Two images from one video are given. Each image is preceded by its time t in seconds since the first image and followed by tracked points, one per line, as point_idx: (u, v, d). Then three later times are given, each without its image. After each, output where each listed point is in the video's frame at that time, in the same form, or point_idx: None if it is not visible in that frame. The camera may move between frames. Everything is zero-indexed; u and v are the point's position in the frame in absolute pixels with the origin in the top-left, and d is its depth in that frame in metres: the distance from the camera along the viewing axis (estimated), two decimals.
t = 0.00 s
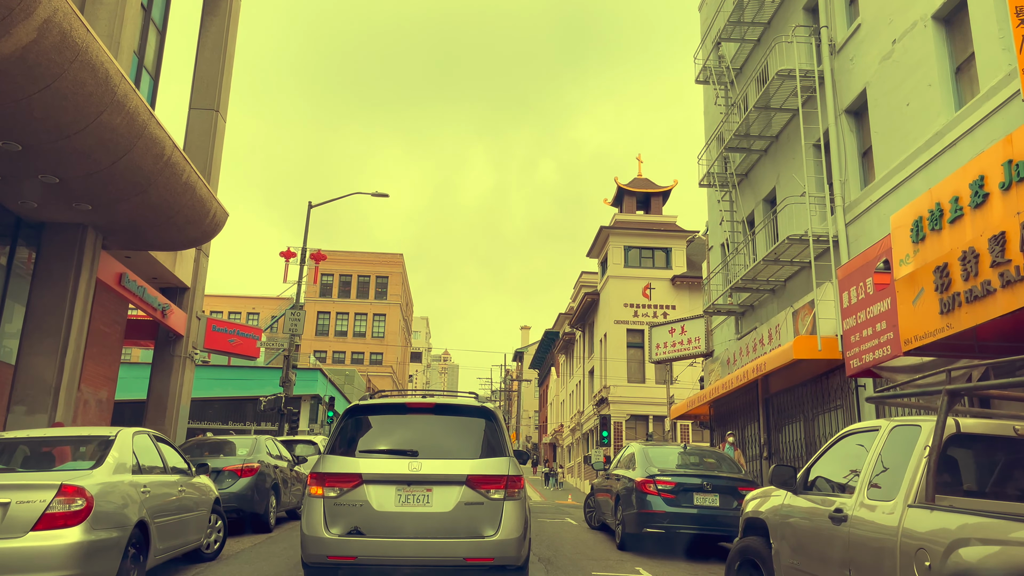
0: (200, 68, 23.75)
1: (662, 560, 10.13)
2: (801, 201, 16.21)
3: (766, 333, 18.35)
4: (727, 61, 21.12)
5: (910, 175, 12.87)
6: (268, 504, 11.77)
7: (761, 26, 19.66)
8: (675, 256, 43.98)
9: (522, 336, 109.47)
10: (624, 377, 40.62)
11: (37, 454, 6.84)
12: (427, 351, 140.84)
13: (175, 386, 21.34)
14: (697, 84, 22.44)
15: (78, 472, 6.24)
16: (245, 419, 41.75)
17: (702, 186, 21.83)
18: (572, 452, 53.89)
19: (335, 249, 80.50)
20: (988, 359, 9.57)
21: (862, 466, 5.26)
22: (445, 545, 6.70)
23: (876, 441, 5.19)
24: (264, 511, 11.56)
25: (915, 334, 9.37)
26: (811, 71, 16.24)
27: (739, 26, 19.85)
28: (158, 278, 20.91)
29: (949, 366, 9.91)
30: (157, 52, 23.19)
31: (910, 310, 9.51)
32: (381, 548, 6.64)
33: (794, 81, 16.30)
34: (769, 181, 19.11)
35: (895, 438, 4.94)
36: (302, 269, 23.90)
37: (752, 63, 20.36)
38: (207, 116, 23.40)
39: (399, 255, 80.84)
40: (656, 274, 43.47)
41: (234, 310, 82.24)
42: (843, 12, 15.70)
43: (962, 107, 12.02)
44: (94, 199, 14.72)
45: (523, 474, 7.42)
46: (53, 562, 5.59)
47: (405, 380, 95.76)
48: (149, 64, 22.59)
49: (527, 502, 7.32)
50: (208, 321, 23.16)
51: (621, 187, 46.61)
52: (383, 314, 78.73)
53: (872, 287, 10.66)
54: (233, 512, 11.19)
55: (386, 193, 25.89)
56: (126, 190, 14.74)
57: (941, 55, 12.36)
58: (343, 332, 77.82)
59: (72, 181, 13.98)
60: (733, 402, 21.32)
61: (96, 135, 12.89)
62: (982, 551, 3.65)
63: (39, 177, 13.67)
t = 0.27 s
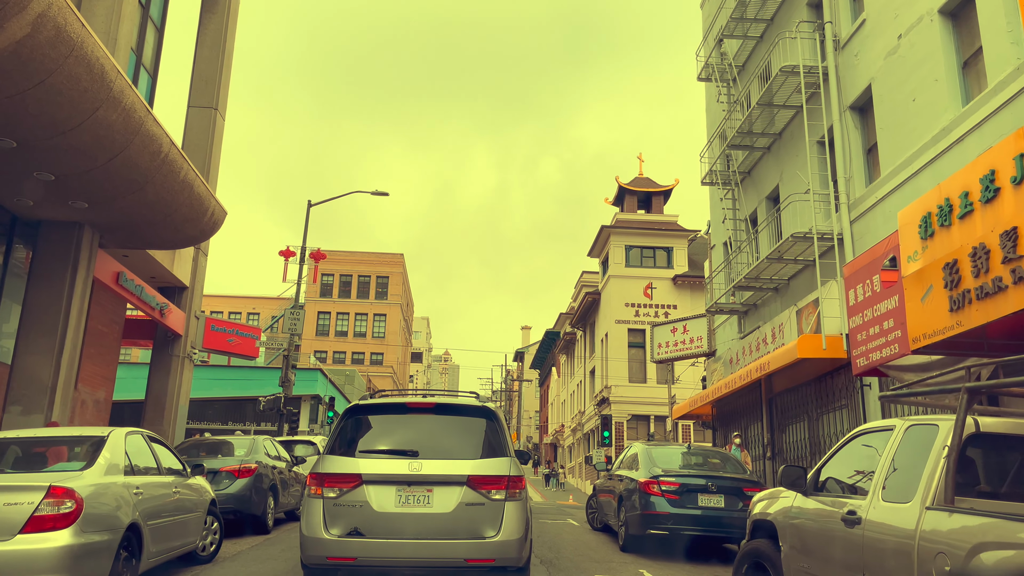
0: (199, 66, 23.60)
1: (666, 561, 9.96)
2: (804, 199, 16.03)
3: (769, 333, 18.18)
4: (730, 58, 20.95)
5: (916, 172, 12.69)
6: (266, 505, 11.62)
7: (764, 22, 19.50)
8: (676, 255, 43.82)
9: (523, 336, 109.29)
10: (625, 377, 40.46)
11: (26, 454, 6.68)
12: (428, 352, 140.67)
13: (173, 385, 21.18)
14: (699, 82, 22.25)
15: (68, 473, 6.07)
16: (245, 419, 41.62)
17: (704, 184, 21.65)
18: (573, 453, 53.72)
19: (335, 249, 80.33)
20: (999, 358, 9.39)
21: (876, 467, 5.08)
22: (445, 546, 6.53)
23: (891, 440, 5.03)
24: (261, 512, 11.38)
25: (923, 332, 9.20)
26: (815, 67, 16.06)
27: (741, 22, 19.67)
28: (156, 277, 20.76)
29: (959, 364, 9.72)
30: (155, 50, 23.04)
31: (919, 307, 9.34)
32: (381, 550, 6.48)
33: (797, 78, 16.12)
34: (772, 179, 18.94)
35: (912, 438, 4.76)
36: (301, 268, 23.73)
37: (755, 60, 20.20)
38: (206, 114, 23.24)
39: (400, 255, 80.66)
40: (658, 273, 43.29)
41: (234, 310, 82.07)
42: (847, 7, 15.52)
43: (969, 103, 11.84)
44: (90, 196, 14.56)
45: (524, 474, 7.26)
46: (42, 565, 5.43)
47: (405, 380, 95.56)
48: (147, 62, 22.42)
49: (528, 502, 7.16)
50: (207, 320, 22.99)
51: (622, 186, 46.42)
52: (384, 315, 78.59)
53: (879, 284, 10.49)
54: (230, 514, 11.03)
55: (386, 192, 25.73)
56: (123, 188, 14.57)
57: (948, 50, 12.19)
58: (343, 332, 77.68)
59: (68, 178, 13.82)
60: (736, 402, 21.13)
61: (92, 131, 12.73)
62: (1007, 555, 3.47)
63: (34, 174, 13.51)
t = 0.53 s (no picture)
0: (198, 64, 23.45)
1: (669, 564, 9.80)
2: (808, 196, 15.86)
3: (773, 332, 18.03)
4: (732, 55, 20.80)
5: (922, 168, 12.53)
6: (264, 506, 11.46)
7: (766, 19, 19.34)
8: (677, 255, 43.67)
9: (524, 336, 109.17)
10: (626, 377, 40.33)
11: (15, 454, 6.52)
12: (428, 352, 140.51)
13: (171, 385, 21.02)
14: (701, 80, 22.10)
15: (58, 474, 5.92)
16: (244, 420, 41.47)
17: (706, 183, 21.49)
18: (574, 453, 53.58)
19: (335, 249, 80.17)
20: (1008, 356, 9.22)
21: (889, 468, 4.92)
22: (444, 546, 6.39)
23: (904, 439, 4.88)
24: (258, 514, 11.22)
25: (930, 330, 9.06)
26: (818, 64, 15.90)
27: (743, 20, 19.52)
28: (155, 276, 20.62)
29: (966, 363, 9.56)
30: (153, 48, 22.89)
31: (926, 305, 9.20)
32: (381, 550, 6.34)
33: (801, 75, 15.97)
34: (775, 177, 18.79)
35: (927, 438, 4.61)
36: (301, 268, 23.56)
37: (757, 57, 20.04)
38: (205, 113, 23.09)
39: (400, 256, 80.51)
40: (659, 273, 43.14)
41: (234, 311, 81.93)
42: (851, 3, 15.36)
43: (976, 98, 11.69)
44: (86, 195, 14.42)
45: (525, 474, 7.12)
46: (29, 569, 5.28)
47: (406, 381, 95.39)
48: (146, 60, 22.30)
49: (529, 502, 7.01)
50: (206, 320, 22.83)
51: (623, 185, 46.26)
52: (384, 315, 78.50)
53: (885, 282, 10.34)
54: (227, 515, 10.86)
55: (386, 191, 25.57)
56: (119, 186, 14.44)
57: (955, 45, 12.04)
58: (343, 333, 77.59)
59: (63, 177, 13.68)
60: (738, 402, 20.97)
61: (88, 129, 12.59)
62: None
63: (29, 172, 13.38)
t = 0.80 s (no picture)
0: (197, 63, 23.33)
1: (672, 566, 9.66)
2: (812, 195, 15.70)
3: (775, 332, 17.90)
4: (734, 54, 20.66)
5: (927, 166, 12.39)
6: (261, 507, 11.34)
7: (769, 17, 19.21)
8: (679, 255, 43.54)
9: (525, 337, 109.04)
10: (628, 378, 40.22)
11: (7, 453, 6.39)
12: (429, 352, 140.39)
13: (170, 385, 20.88)
14: (703, 78, 21.96)
15: (49, 476, 5.79)
16: (244, 421, 41.36)
17: (708, 182, 21.34)
18: (575, 454, 53.47)
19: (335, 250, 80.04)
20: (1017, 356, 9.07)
21: (902, 470, 4.78)
22: (445, 545, 6.29)
23: (919, 440, 4.74)
24: (256, 515, 11.09)
25: (938, 330, 8.92)
26: (822, 61, 15.73)
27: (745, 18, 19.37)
28: (153, 276, 20.50)
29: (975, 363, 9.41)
30: (152, 47, 22.78)
31: (934, 304, 9.05)
32: (384, 548, 6.23)
33: (804, 72, 15.81)
34: (778, 176, 18.64)
35: (943, 439, 4.47)
36: (300, 267, 23.42)
37: (760, 56, 19.91)
38: (204, 112, 22.96)
39: (401, 256, 80.39)
40: (660, 273, 43.00)
41: (234, 311, 81.84)
42: None
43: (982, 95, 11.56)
44: (83, 194, 14.31)
45: (525, 474, 6.99)
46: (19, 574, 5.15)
47: (407, 381, 95.26)
48: (144, 58, 22.17)
49: (529, 501, 6.89)
50: (205, 320, 22.69)
51: (624, 185, 46.13)
52: (384, 316, 78.42)
53: (891, 280, 10.20)
54: (224, 517, 10.73)
55: (386, 190, 25.44)
56: (117, 185, 14.32)
57: (960, 42, 11.92)
58: (344, 334, 77.52)
59: (60, 175, 13.57)
60: (740, 403, 20.82)
61: (85, 127, 12.48)
62: None
63: (26, 170, 13.27)
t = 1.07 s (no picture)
0: (196, 62, 23.21)
1: (675, 568, 9.53)
2: (815, 194, 15.56)
3: (778, 332, 17.78)
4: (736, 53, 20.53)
5: (932, 165, 12.27)
6: (259, 509, 11.22)
7: (771, 16, 19.09)
8: (680, 256, 43.38)
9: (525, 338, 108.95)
10: (629, 379, 40.11)
11: None
12: (429, 353, 140.18)
13: (168, 386, 20.75)
14: (706, 77, 21.83)
15: (41, 477, 5.68)
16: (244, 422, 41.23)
17: (710, 182, 21.21)
18: (576, 455, 53.38)
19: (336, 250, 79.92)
20: None
21: (915, 472, 4.64)
22: (446, 543, 6.25)
23: (931, 441, 4.63)
24: (254, 517, 10.97)
25: (945, 329, 8.78)
26: (825, 60, 15.60)
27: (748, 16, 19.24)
28: (152, 276, 20.39)
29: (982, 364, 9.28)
30: (151, 46, 22.66)
31: (941, 304, 8.92)
32: (386, 546, 6.22)
33: (807, 71, 15.67)
34: (780, 175, 18.52)
35: (958, 441, 4.34)
36: (300, 268, 23.26)
37: (762, 54, 19.77)
38: (203, 111, 22.83)
39: (401, 257, 80.28)
40: (661, 274, 42.88)
41: (235, 312, 81.79)
42: None
43: (988, 92, 11.44)
44: (81, 192, 14.19)
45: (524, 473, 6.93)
46: None
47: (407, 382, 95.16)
48: (143, 57, 22.06)
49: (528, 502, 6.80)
50: (204, 320, 22.54)
51: (625, 186, 46.00)
52: (385, 317, 78.36)
53: (897, 280, 10.08)
54: (221, 519, 10.61)
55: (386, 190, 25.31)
56: (115, 183, 14.20)
57: (965, 40, 11.81)
58: (344, 335, 77.48)
59: (57, 173, 13.46)
60: (742, 405, 20.67)
61: (81, 124, 12.37)
62: None
63: (22, 168, 13.16)
